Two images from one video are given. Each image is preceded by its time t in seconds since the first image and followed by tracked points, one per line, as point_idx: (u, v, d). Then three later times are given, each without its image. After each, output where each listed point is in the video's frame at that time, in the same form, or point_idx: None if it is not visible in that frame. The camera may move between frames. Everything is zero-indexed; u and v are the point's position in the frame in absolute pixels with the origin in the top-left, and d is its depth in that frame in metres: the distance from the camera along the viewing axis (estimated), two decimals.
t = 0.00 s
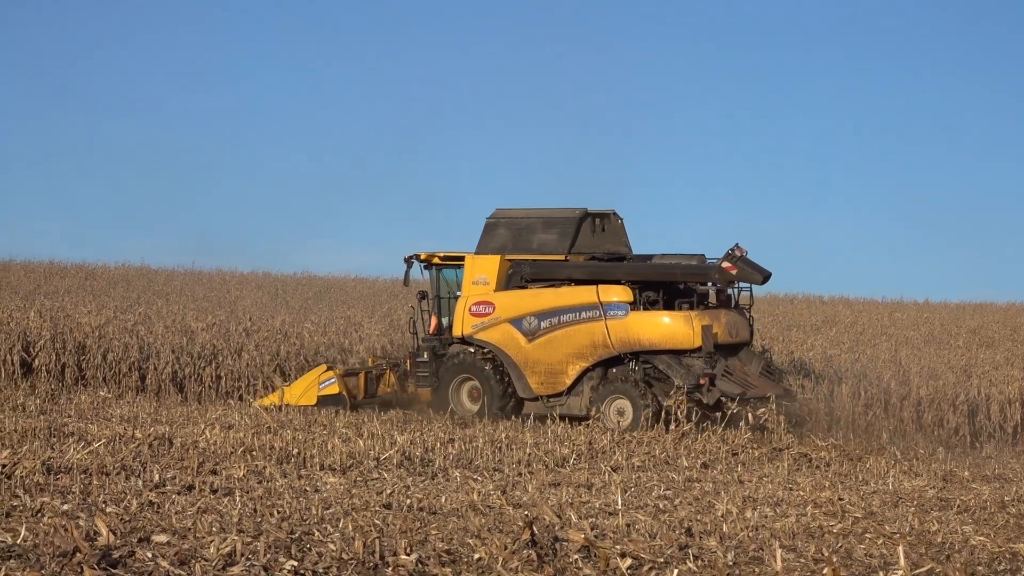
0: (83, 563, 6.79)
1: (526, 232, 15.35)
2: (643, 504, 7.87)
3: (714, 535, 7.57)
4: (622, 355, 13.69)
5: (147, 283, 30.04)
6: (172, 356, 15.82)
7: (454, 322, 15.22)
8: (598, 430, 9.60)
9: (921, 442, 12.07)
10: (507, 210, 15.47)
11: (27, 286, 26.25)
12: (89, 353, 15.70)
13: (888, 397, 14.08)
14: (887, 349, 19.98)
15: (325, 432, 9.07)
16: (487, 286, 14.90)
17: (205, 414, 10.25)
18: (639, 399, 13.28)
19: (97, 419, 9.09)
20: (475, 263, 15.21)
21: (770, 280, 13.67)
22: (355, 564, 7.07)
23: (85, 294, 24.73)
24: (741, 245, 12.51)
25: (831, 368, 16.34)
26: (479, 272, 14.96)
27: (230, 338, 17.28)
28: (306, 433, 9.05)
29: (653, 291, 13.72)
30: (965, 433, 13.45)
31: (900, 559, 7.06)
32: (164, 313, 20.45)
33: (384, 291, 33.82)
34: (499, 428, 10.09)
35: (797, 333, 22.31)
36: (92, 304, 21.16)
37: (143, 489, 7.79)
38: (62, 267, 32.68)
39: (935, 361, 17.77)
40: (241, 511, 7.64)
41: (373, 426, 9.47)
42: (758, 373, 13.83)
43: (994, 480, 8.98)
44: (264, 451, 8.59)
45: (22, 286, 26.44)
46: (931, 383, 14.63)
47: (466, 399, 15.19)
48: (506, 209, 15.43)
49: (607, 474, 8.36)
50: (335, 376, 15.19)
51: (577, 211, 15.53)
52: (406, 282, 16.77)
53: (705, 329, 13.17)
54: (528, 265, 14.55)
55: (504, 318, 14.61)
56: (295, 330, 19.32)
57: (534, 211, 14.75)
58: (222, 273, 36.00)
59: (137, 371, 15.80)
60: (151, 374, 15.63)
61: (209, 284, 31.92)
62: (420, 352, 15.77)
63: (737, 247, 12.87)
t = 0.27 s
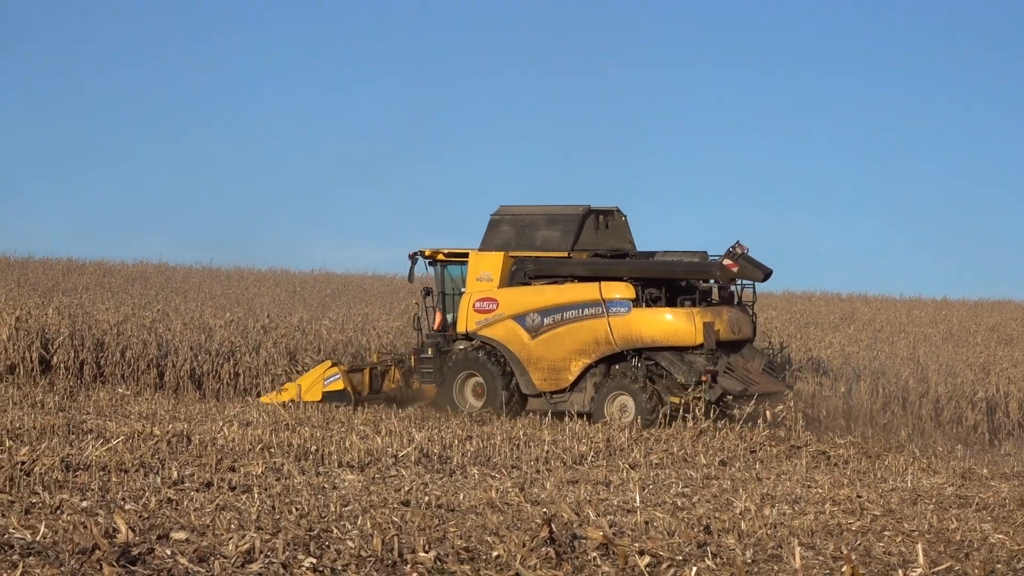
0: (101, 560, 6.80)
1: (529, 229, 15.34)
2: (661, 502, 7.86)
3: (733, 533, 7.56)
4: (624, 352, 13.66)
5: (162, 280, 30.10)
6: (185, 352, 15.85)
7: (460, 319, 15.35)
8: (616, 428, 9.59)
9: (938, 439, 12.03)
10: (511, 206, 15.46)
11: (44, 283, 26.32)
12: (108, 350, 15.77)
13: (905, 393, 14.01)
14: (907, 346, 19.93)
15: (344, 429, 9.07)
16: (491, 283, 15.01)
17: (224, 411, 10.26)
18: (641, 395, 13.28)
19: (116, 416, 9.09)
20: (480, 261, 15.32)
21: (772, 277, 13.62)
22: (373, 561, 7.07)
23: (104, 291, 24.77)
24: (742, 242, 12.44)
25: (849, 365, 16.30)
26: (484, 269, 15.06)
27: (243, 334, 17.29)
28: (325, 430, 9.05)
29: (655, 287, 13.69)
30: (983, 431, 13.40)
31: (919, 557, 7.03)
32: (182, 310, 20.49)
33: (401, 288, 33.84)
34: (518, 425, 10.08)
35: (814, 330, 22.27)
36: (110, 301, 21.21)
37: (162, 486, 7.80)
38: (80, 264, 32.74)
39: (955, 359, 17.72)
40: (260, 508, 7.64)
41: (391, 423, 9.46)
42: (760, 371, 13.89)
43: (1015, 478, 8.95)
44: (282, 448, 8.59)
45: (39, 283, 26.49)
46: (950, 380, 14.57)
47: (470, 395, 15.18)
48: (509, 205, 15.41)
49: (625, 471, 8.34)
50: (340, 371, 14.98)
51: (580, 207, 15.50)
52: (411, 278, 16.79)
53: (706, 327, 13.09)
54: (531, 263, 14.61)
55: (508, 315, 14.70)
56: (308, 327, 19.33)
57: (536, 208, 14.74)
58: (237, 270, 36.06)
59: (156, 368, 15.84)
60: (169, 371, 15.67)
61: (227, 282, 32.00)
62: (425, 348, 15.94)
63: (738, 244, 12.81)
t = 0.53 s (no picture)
0: (123, 558, 6.81)
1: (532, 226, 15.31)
2: (681, 500, 7.85)
3: (753, 531, 7.55)
4: (627, 349, 13.67)
5: (179, 277, 30.14)
6: (200, 349, 15.86)
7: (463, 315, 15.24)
8: (637, 425, 9.58)
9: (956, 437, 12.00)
10: (514, 204, 15.43)
11: (62, 281, 26.38)
12: (127, 348, 15.80)
13: (926, 391, 13.90)
14: (926, 344, 19.89)
15: (364, 427, 9.06)
16: (494, 279, 14.91)
17: (245, 408, 10.26)
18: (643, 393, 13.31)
19: (136, 414, 9.09)
20: (483, 257, 15.23)
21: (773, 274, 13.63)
22: (394, 559, 7.07)
23: (124, 289, 24.82)
24: (743, 240, 12.44)
25: (868, 362, 16.25)
26: (487, 266, 14.97)
27: (257, 332, 17.30)
28: (345, 428, 9.05)
29: (657, 285, 13.69)
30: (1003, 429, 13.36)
31: (940, 555, 7.02)
32: (202, 307, 20.52)
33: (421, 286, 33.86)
34: (540, 424, 10.07)
35: (833, 328, 22.21)
36: (128, 298, 21.25)
37: (182, 484, 7.80)
38: (101, 262, 32.80)
39: (975, 357, 17.68)
40: (280, 506, 7.65)
41: (412, 421, 9.46)
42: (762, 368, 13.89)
43: None
44: (303, 446, 8.58)
45: (57, 280, 26.55)
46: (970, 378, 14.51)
47: (472, 391, 15.15)
48: (513, 203, 15.38)
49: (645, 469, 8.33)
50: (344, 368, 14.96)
51: (584, 205, 15.47)
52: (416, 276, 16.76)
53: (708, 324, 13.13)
54: (534, 259, 14.54)
55: (511, 311, 14.61)
56: (323, 324, 19.32)
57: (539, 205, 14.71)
58: (253, 267, 36.09)
59: (176, 366, 15.86)
60: (189, 368, 15.69)
61: (246, 279, 32.03)
62: (429, 345, 15.91)
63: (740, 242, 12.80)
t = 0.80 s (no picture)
0: (140, 556, 6.81)
1: (532, 224, 15.30)
2: (698, 498, 7.84)
3: (770, 529, 7.54)
4: (624, 345, 13.66)
5: (193, 276, 30.19)
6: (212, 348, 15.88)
7: (463, 313, 15.24)
8: (655, 423, 9.57)
9: (972, 434, 11.96)
10: (513, 202, 15.42)
11: (78, 279, 26.44)
12: (145, 347, 15.78)
13: (944, 389, 13.74)
14: (944, 342, 19.85)
15: (381, 425, 9.06)
16: (494, 277, 14.91)
17: (262, 406, 10.28)
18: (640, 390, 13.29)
19: (154, 413, 9.10)
20: (483, 255, 15.23)
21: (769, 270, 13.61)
22: (411, 557, 7.07)
23: (143, 288, 24.87)
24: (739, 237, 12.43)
25: (886, 360, 16.20)
26: (486, 263, 14.97)
27: (268, 330, 17.31)
28: (362, 426, 9.05)
29: (655, 282, 13.72)
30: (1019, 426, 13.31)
31: (957, 552, 7.00)
32: (220, 306, 20.56)
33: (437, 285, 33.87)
34: (556, 421, 10.07)
35: (849, 326, 22.18)
36: (144, 297, 21.30)
37: (200, 482, 7.80)
38: (119, 261, 32.87)
39: (992, 355, 17.64)
40: (298, 504, 7.64)
41: (429, 420, 9.46)
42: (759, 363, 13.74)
43: None
44: (320, 444, 8.58)
45: (73, 278, 26.61)
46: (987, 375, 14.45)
47: (473, 388, 15.10)
48: (512, 201, 15.37)
49: (661, 466, 8.32)
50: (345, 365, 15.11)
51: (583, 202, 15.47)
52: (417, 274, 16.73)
53: (705, 320, 13.06)
54: (533, 257, 14.54)
55: (510, 308, 14.59)
56: (335, 322, 19.33)
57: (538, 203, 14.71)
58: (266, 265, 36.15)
59: (194, 364, 15.84)
60: (207, 366, 15.70)
61: (262, 277, 32.09)
62: (429, 342, 15.80)
63: (737, 239, 12.80)
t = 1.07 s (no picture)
0: (155, 551, 6.81)
1: (531, 219, 15.30)
2: (713, 495, 7.83)
3: (785, 526, 7.53)
4: (622, 340, 13.64)
5: (207, 272, 30.23)
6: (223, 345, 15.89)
7: (463, 309, 15.26)
8: (669, 420, 9.56)
9: (986, 430, 11.93)
10: (512, 197, 15.42)
11: (92, 276, 26.49)
12: (160, 343, 15.73)
13: (960, 386, 13.69)
14: (959, 338, 19.83)
15: (396, 421, 9.06)
16: (493, 273, 14.94)
17: (277, 402, 10.28)
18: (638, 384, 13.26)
19: (169, 409, 9.10)
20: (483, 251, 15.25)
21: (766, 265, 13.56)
22: (426, 553, 7.07)
23: (159, 284, 24.88)
24: (734, 232, 12.44)
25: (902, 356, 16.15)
26: (486, 259, 14.98)
27: (278, 326, 17.33)
28: (377, 422, 9.05)
29: (653, 277, 13.69)
30: None
31: (973, 549, 6.99)
32: (236, 302, 20.59)
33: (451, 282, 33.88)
34: (570, 417, 10.07)
35: (864, 324, 22.14)
36: (158, 293, 21.34)
37: (215, 478, 7.81)
38: (135, 257, 32.90)
39: (1008, 352, 17.61)
40: (313, 500, 7.64)
41: (443, 415, 9.46)
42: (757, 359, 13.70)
43: None
44: (335, 440, 8.58)
45: (87, 275, 26.67)
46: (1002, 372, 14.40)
47: (472, 383, 15.13)
48: (511, 196, 15.37)
49: (675, 463, 8.31)
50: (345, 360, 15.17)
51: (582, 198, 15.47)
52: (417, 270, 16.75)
53: (702, 315, 13.05)
54: (532, 252, 14.54)
55: (509, 304, 14.60)
56: (346, 319, 19.34)
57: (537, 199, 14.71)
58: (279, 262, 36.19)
59: (209, 361, 15.79)
60: (222, 362, 15.69)
61: (278, 274, 32.12)
62: (428, 337, 15.79)
63: (732, 235, 12.81)
